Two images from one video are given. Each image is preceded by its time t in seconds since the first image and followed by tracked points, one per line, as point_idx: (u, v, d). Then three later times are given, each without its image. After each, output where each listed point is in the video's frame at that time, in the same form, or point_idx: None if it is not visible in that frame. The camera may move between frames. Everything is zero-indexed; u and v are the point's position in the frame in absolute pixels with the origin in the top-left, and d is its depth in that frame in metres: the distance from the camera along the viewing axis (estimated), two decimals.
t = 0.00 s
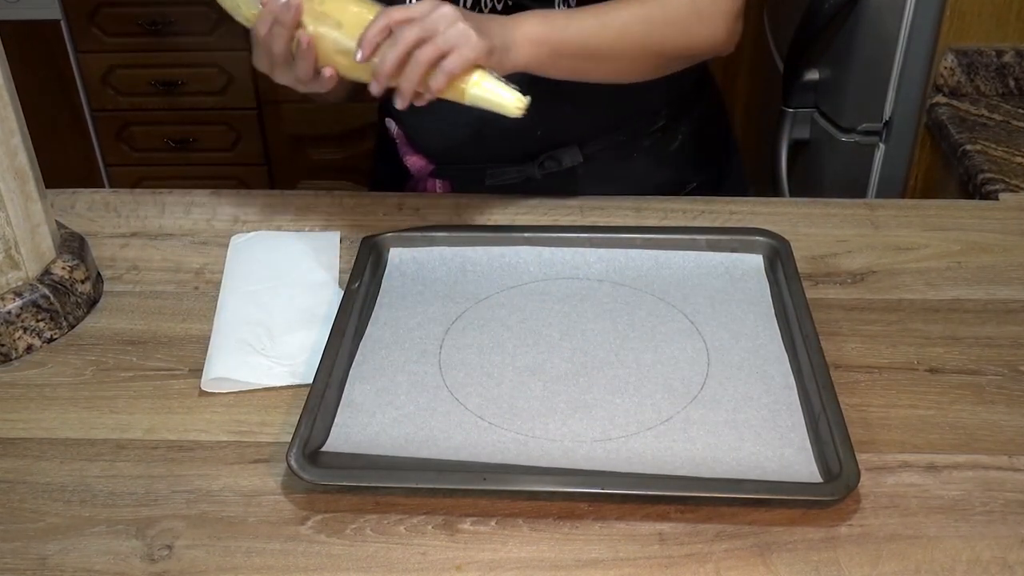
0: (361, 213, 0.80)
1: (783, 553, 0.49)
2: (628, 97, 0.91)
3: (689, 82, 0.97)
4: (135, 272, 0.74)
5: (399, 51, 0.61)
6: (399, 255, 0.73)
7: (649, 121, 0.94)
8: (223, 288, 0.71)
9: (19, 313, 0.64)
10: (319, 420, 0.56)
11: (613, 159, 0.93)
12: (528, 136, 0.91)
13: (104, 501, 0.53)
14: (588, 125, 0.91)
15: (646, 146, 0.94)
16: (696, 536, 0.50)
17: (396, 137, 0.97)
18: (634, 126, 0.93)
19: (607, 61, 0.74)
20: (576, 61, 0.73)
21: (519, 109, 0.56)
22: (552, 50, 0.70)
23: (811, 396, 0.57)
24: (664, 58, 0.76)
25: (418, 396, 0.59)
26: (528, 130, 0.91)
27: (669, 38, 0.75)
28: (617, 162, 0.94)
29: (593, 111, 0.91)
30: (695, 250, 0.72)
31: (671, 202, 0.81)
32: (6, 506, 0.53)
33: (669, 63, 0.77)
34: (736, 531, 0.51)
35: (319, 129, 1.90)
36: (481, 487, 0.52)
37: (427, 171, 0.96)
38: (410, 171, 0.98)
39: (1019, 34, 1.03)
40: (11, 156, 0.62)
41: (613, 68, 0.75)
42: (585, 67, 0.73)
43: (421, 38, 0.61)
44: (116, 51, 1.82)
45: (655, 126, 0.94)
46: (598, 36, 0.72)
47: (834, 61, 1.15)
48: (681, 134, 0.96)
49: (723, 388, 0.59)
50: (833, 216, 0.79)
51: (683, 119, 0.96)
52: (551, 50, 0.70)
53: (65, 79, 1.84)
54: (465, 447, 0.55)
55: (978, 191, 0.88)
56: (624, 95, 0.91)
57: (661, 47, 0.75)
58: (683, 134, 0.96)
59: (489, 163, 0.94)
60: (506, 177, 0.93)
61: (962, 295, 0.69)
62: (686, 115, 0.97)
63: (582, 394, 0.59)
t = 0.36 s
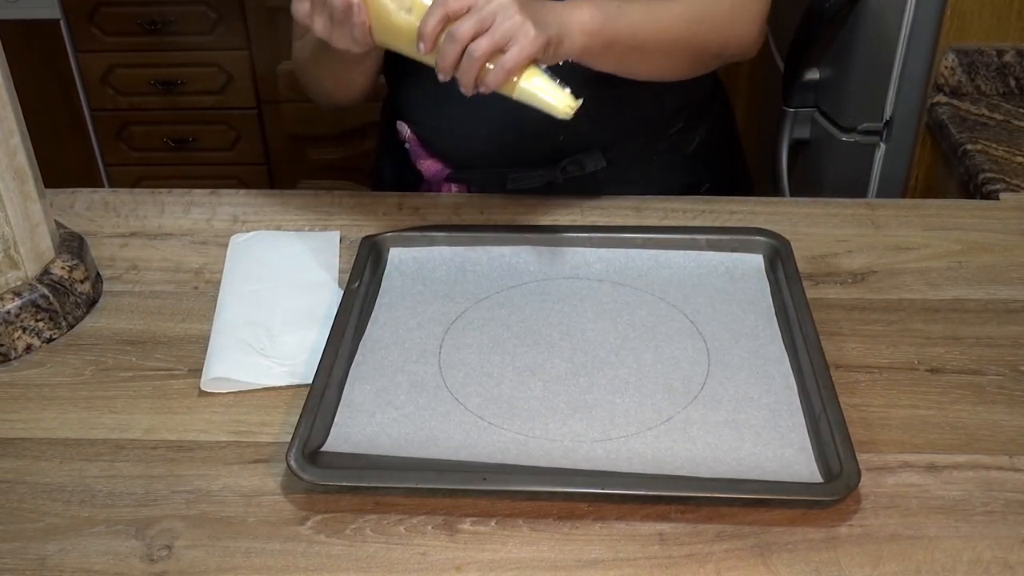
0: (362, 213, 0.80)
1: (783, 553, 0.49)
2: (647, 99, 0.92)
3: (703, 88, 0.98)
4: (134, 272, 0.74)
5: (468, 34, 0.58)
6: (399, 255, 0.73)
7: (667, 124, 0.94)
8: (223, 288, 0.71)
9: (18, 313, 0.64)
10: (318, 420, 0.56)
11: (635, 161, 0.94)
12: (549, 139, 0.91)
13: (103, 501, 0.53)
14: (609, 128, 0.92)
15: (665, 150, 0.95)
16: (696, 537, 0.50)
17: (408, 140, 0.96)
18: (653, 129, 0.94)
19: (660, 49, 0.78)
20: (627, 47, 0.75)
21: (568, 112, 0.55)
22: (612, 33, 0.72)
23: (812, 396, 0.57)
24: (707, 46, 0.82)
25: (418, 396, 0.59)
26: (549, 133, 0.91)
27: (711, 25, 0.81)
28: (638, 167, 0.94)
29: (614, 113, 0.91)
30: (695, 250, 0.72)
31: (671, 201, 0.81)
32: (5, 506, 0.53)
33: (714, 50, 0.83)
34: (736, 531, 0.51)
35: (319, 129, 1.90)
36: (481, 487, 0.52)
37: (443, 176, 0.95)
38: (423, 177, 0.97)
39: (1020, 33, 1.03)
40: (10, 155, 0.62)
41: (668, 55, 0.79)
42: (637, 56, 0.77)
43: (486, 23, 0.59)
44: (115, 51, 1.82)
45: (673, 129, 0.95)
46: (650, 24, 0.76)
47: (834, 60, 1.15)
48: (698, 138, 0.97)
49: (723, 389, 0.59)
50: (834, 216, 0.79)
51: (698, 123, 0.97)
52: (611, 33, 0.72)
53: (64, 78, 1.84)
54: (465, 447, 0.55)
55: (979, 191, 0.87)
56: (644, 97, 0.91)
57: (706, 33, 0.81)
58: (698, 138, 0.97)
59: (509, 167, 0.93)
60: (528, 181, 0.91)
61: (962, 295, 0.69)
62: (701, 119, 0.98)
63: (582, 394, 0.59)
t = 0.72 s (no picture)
0: (362, 212, 0.80)
1: (783, 554, 0.49)
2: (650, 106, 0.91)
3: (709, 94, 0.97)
4: (133, 272, 0.74)
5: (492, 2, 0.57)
6: (399, 254, 0.73)
7: (671, 131, 0.94)
8: (223, 288, 0.71)
9: (17, 312, 0.64)
10: (318, 420, 0.56)
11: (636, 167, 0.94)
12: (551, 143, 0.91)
13: (102, 501, 0.53)
14: (611, 134, 0.91)
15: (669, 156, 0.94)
16: (697, 537, 0.50)
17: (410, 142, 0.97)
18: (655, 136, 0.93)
19: (667, 50, 0.74)
20: (624, 58, 0.71)
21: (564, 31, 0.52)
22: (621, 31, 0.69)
23: (812, 396, 0.57)
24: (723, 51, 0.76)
25: (418, 396, 0.59)
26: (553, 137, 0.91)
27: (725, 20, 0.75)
28: (639, 171, 0.94)
29: (616, 118, 0.91)
30: (696, 250, 0.72)
31: (671, 202, 0.80)
32: (3, 506, 0.53)
33: (731, 62, 0.78)
34: (737, 531, 0.51)
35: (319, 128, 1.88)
36: (481, 487, 0.52)
37: (444, 177, 0.95)
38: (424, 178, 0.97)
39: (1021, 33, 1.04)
40: (10, 155, 0.62)
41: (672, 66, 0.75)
42: (644, 58, 0.73)
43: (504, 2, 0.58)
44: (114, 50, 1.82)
45: (677, 136, 0.94)
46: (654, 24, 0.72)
47: (838, 59, 1.13)
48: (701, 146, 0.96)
49: (724, 388, 0.59)
50: (835, 215, 0.79)
51: (701, 132, 0.96)
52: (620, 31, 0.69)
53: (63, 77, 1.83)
54: (465, 447, 0.55)
55: (980, 190, 0.87)
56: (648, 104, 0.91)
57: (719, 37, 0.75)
58: (703, 144, 0.96)
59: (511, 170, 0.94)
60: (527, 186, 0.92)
61: (963, 295, 0.69)
62: (705, 127, 0.96)
63: (582, 394, 0.59)
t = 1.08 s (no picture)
0: (361, 212, 0.80)
1: (784, 554, 0.49)
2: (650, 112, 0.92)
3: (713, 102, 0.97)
4: (133, 272, 0.73)
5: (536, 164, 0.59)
6: (399, 254, 0.73)
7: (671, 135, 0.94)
8: (222, 288, 0.70)
9: (17, 312, 0.64)
10: (318, 420, 0.56)
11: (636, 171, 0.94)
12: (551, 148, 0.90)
13: (102, 501, 0.53)
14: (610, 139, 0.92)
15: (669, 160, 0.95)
16: (697, 537, 0.50)
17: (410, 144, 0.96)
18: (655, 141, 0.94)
19: (676, 113, 0.77)
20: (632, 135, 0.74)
21: (587, 247, 0.51)
22: (614, 116, 0.71)
23: (813, 395, 0.57)
24: (726, 85, 0.79)
25: (418, 396, 0.59)
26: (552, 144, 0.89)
27: (718, 63, 0.77)
28: (638, 174, 0.94)
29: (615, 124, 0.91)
30: (696, 249, 0.72)
31: (671, 202, 0.80)
32: (2, 506, 0.53)
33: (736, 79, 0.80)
34: (737, 531, 0.50)
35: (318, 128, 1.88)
36: (480, 488, 0.51)
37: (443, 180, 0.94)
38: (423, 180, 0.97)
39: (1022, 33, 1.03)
40: (9, 154, 0.62)
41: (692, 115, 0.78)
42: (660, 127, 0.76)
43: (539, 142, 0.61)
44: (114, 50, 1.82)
45: (677, 141, 0.95)
46: (650, 88, 0.75)
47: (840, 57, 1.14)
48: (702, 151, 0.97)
49: (724, 388, 0.59)
50: (835, 215, 0.79)
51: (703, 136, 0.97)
52: (613, 117, 0.71)
53: (63, 77, 1.83)
54: (465, 447, 0.54)
55: (980, 190, 0.87)
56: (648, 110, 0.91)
57: (719, 76, 0.77)
58: (705, 149, 0.97)
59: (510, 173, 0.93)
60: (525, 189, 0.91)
61: (964, 295, 0.68)
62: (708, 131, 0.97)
63: (582, 394, 0.59)
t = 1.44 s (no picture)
0: (361, 212, 0.80)
1: (784, 554, 0.49)
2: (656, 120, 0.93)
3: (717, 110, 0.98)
4: (132, 272, 0.73)
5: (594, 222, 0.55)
6: (399, 253, 0.73)
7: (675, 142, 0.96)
8: (222, 288, 0.70)
9: (16, 312, 0.64)
10: (318, 419, 0.56)
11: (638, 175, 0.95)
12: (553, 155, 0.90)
13: (102, 502, 0.53)
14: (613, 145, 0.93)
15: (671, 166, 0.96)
16: (698, 537, 0.50)
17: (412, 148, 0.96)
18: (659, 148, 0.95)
19: (720, 151, 0.72)
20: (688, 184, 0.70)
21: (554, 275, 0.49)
22: (664, 171, 0.66)
23: (813, 395, 0.57)
24: (755, 107, 0.76)
25: (418, 396, 0.59)
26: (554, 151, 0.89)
27: (744, 83, 0.74)
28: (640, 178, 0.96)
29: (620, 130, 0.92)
30: (696, 249, 0.72)
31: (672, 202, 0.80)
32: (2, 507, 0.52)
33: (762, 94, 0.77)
34: (738, 531, 0.50)
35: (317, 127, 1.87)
36: (481, 487, 0.51)
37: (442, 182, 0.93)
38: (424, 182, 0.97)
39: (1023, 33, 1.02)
40: (9, 155, 0.62)
41: (733, 144, 0.74)
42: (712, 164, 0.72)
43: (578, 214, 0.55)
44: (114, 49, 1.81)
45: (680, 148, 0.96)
46: (689, 129, 0.70)
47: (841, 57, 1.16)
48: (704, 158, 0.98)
49: (725, 388, 0.58)
50: (835, 215, 0.79)
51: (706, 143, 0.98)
52: (664, 173, 0.66)
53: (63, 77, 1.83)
54: (465, 447, 0.54)
55: (981, 190, 0.87)
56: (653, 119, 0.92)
57: (747, 96, 0.74)
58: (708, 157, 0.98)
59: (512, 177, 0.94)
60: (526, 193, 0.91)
61: (964, 295, 0.68)
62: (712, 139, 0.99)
63: (582, 394, 0.59)
